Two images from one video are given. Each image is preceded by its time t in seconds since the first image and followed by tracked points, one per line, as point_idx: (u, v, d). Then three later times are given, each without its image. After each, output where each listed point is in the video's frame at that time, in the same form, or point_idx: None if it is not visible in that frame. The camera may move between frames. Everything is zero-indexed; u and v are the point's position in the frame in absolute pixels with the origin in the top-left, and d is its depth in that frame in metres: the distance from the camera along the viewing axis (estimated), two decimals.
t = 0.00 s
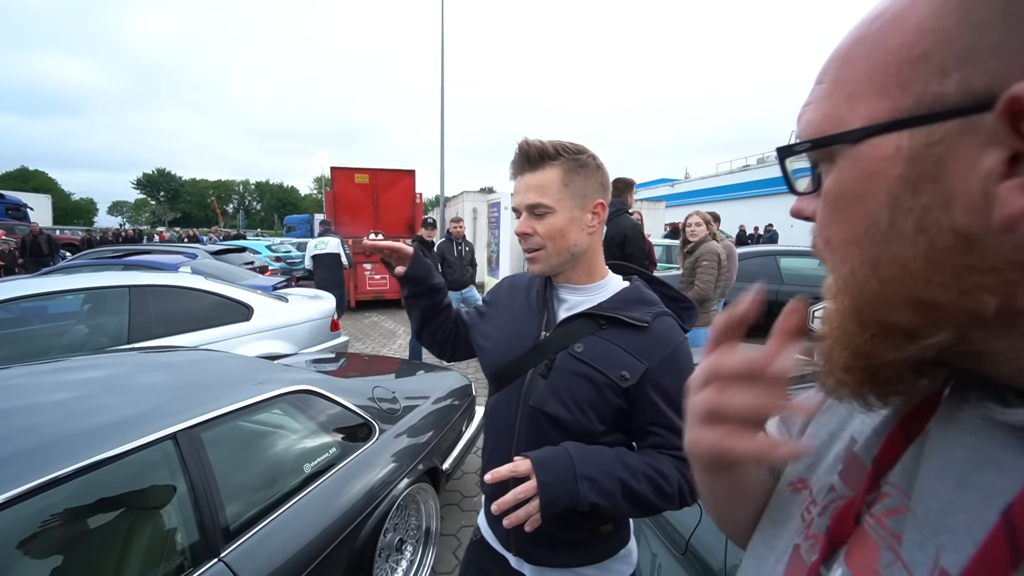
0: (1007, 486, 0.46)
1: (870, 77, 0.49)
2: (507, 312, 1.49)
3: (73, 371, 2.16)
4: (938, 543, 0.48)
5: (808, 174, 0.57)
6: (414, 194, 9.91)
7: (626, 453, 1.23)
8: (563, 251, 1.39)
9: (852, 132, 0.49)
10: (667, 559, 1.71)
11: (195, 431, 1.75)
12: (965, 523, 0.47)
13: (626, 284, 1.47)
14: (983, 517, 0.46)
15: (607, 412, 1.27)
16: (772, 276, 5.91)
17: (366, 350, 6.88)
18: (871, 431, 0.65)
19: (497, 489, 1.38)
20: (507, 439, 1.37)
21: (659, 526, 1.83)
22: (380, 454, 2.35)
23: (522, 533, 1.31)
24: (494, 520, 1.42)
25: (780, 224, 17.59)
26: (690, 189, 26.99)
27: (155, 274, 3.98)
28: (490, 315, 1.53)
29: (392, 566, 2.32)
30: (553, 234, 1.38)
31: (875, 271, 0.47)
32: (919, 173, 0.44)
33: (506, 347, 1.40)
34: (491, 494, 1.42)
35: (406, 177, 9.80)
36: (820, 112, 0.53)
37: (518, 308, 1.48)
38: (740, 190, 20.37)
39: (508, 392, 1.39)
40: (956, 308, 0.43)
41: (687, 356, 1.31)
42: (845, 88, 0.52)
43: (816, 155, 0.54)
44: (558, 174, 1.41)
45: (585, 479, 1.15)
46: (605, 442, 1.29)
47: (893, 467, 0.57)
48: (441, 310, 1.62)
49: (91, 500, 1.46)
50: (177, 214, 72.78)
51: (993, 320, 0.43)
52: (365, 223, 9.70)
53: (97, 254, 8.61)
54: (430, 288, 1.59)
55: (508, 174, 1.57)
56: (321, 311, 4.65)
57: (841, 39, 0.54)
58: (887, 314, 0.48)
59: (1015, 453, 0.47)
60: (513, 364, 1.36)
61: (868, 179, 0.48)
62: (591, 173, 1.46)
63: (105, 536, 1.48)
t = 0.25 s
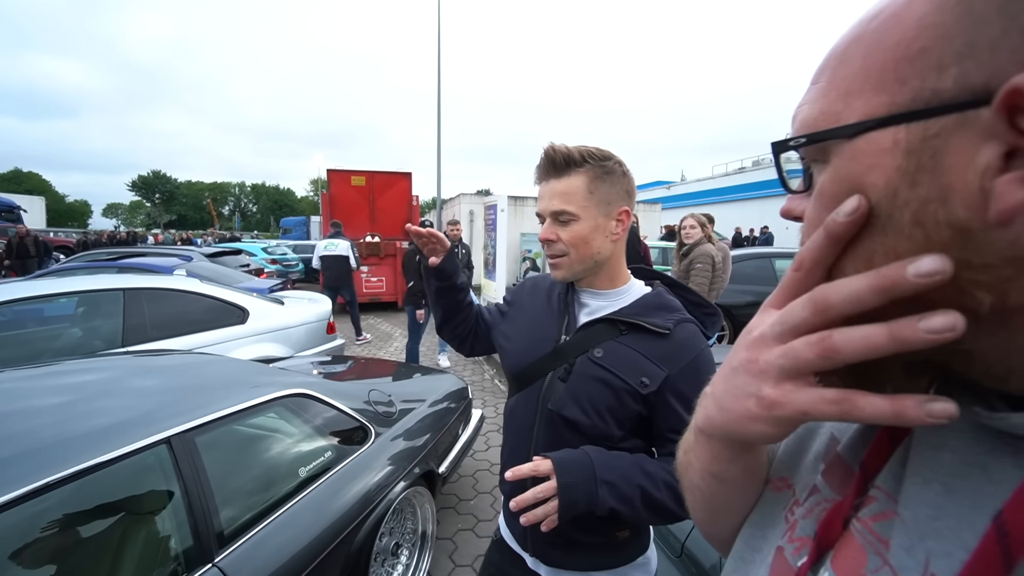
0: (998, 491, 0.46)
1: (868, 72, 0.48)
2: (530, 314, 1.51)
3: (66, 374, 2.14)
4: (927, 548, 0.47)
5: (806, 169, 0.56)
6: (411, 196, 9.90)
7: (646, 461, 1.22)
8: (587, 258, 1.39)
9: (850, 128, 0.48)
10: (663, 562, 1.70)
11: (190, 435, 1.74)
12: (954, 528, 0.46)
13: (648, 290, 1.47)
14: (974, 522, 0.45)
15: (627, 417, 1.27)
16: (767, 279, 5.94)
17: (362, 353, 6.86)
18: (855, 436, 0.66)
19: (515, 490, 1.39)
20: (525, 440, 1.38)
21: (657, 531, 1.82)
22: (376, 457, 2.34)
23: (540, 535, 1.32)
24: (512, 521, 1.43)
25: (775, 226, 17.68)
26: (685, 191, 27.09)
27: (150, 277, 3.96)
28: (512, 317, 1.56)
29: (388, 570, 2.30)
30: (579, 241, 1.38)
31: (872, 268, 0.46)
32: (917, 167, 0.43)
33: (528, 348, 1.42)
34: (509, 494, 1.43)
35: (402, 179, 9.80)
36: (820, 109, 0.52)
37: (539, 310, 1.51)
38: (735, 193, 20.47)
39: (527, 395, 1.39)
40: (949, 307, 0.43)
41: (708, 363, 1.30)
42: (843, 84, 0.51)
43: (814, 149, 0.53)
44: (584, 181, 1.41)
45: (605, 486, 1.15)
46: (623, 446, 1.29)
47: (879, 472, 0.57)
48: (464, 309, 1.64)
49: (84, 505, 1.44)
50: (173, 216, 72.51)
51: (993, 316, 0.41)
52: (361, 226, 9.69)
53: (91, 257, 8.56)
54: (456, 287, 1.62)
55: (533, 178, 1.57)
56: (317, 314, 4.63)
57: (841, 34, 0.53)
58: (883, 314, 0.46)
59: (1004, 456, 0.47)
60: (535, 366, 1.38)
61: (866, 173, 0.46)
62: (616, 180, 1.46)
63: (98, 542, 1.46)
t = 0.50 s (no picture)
0: (972, 486, 0.46)
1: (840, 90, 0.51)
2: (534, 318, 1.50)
3: (56, 382, 2.12)
4: (906, 545, 0.47)
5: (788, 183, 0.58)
6: (406, 201, 9.89)
7: (648, 474, 1.22)
8: (596, 260, 1.40)
9: (826, 142, 0.50)
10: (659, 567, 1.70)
11: (182, 442, 1.72)
12: (930, 524, 0.47)
13: (652, 297, 1.47)
14: (948, 517, 0.46)
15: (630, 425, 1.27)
16: (761, 283, 5.96)
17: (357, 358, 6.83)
18: (841, 435, 0.66)
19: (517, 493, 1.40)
20: (528, 445, 1.38)
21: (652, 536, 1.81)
22: (371, 463, 2.33)
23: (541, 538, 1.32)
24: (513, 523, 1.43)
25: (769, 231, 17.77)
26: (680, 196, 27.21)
27: (143, 283, 3.93)
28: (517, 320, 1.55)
29: None
30: (590, 242, 1.39)
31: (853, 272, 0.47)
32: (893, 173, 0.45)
33: (534, 352, 1.42)
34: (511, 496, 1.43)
35: (397, 184, 9.79)
36: (797, 124, 0.55)
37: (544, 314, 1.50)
38: (730, 197, 20.57)
39: (531, 398, 1.39)
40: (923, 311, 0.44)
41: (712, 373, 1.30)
42: (818, 101, 0.53)
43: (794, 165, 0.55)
44: (602, 184, 1.43)
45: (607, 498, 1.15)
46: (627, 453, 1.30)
47: (863, 471, 0.58)
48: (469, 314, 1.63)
49: (74, 514, 1.43)
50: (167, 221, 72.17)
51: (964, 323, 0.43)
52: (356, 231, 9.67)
53: (84, 263, 8.50)
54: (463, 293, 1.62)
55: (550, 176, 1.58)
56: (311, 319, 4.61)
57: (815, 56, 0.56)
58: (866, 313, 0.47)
59: (978, 456, 0.47)
60: (539, 370, 1.37)
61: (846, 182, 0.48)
62: (632, 189, 1.48)
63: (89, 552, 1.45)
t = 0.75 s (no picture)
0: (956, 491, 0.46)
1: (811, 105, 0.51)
2: (526, 323, 1.50)
3: (47, 387, 2.09)
4: (891, 552, 0.48)
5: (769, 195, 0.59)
6: (402, 205, 9.89)
7: (646, 470, 1.23)
8: (590, 261, 1.40)
9: (801, 157, 0.51)
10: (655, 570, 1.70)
11: (175, 448, 1.71)
12: (915, 530, 0.47)
13: (643, 297, 1.48)
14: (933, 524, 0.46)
15: (628, 424, 1.27)
16: (755, 286, 5.99)
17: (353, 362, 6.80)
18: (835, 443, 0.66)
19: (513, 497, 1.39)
20: (524, 447, 1.37)
21: (649, 540, 1.81)
22: (366, 468, 2.31)
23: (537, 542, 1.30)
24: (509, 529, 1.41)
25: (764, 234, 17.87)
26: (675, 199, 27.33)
27: (136, 288, 3.90)
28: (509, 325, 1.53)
29: None
30: (583, 243, 1.39)
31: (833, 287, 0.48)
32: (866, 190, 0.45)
33: (527, 357, 1.41)
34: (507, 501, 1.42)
35: (393, 188, 9.79)
36: (773, 139, 0.55)
37: (535, 318, 1.49)
38: (724, 200, 20.68)
39: (526, 403, 1.38)
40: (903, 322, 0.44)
41: (706, 368, 1.32)
42: (792, 116, 0.54)
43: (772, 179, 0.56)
44: (594, 186, 1.44)
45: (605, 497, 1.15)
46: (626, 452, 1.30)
47: (852, 478, 0.58)
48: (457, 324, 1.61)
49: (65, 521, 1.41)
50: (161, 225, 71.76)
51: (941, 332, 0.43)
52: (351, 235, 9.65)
53: (76, 267, 8.44)
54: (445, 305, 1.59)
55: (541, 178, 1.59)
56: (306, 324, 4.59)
57: (789, 69, 0.56)
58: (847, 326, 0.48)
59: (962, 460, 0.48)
60: (535, 373, 1.36)
61: (823, 199, 0.49)
62: (622, 191, 1.50)
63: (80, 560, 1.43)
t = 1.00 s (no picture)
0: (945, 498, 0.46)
1: (803, 112, 0.51)
2: (518, 328, 1.48)
3: (41, 392, 2.08)
4: (882, 557, 0.48)
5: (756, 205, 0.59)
6: (399, 208, 9.88)
7: (641, 471, 1.23)
8: (584, 263, 1.41)
9: (793, 164, 0.51)
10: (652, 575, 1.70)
11: (170, 452, 1.70)
12: (905, 535, 0.47)
13: (635, 301, 1.48)
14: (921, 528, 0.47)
15: (622, 427, 1.28)
16: (752, 289, 6.01)
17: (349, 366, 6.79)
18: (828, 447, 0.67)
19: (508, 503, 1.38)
20: (519, 453, 1.37)
21: (645, 544, 1.81)
22: (363, 472, 2.31)
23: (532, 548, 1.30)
24: (504, 538, 1.40)
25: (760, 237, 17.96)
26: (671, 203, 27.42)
27: (131, 291, 3.89)
28: (501, 330, 1.52)
29: None
30: (578, 245, 1.40)
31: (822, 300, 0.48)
32: (857, 202, 0.46)
33: (520, 363, 1.39)
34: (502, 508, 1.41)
35: (389, 191, 9.78)
36: (762, 148, 0.55)
37: (528, 324, 1.48)
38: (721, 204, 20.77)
39: (519, 409, 1.38)
40: (891, 333, 0.44)
41: (698, 370, 1.33)
42: (782, 124, 0.54)
43: (761, 188, 0.56)
44: (589, 189, 1.44)
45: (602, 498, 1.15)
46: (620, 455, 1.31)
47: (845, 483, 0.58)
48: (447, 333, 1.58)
49: (58, 527, 1.40)
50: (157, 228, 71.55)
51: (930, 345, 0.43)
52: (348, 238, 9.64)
53: (72, 271, 8.40)
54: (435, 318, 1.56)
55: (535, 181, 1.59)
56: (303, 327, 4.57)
57: (777, 77, 0.56)
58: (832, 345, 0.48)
59: (952, 468, 0.48)
60: (529, 377, 1.36)
61: (812, 210, 0.49)
62: (616, 194, 1.51)
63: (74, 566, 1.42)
